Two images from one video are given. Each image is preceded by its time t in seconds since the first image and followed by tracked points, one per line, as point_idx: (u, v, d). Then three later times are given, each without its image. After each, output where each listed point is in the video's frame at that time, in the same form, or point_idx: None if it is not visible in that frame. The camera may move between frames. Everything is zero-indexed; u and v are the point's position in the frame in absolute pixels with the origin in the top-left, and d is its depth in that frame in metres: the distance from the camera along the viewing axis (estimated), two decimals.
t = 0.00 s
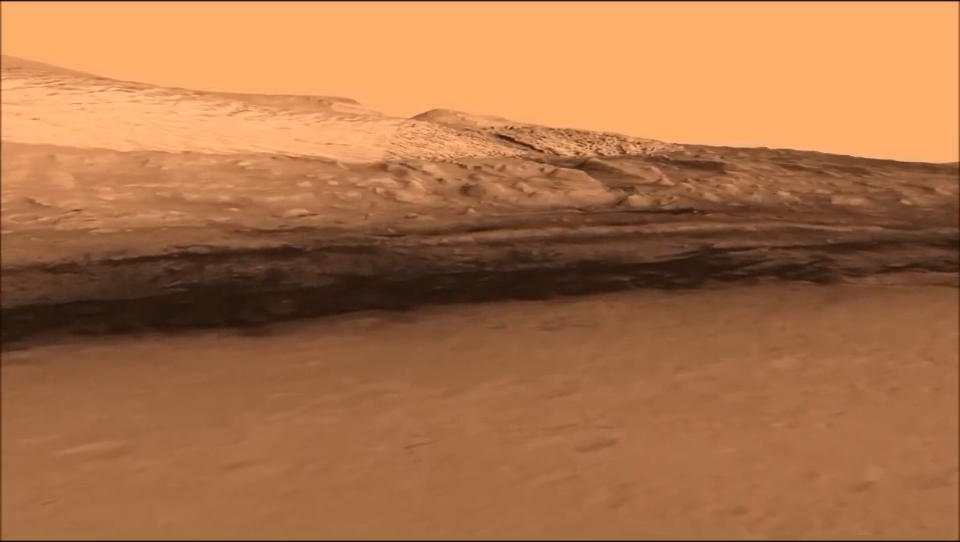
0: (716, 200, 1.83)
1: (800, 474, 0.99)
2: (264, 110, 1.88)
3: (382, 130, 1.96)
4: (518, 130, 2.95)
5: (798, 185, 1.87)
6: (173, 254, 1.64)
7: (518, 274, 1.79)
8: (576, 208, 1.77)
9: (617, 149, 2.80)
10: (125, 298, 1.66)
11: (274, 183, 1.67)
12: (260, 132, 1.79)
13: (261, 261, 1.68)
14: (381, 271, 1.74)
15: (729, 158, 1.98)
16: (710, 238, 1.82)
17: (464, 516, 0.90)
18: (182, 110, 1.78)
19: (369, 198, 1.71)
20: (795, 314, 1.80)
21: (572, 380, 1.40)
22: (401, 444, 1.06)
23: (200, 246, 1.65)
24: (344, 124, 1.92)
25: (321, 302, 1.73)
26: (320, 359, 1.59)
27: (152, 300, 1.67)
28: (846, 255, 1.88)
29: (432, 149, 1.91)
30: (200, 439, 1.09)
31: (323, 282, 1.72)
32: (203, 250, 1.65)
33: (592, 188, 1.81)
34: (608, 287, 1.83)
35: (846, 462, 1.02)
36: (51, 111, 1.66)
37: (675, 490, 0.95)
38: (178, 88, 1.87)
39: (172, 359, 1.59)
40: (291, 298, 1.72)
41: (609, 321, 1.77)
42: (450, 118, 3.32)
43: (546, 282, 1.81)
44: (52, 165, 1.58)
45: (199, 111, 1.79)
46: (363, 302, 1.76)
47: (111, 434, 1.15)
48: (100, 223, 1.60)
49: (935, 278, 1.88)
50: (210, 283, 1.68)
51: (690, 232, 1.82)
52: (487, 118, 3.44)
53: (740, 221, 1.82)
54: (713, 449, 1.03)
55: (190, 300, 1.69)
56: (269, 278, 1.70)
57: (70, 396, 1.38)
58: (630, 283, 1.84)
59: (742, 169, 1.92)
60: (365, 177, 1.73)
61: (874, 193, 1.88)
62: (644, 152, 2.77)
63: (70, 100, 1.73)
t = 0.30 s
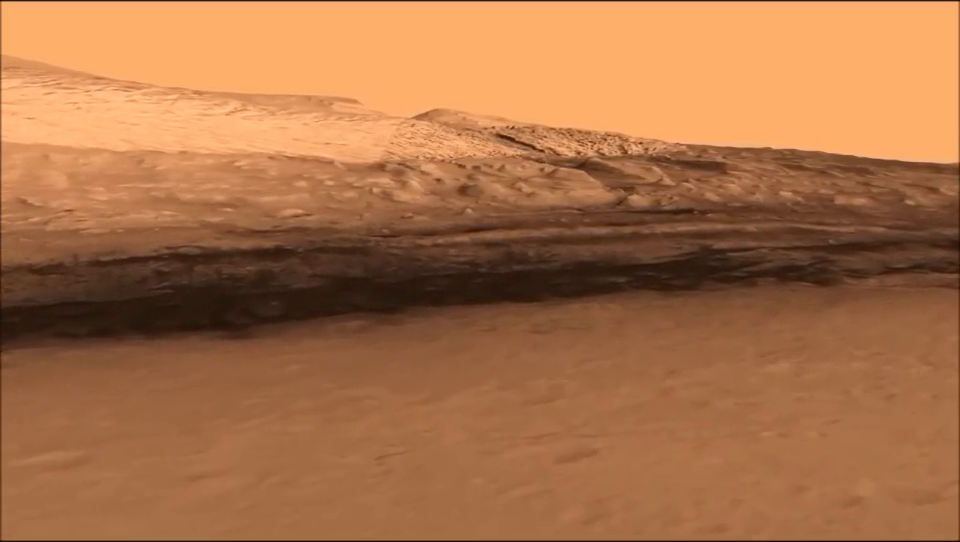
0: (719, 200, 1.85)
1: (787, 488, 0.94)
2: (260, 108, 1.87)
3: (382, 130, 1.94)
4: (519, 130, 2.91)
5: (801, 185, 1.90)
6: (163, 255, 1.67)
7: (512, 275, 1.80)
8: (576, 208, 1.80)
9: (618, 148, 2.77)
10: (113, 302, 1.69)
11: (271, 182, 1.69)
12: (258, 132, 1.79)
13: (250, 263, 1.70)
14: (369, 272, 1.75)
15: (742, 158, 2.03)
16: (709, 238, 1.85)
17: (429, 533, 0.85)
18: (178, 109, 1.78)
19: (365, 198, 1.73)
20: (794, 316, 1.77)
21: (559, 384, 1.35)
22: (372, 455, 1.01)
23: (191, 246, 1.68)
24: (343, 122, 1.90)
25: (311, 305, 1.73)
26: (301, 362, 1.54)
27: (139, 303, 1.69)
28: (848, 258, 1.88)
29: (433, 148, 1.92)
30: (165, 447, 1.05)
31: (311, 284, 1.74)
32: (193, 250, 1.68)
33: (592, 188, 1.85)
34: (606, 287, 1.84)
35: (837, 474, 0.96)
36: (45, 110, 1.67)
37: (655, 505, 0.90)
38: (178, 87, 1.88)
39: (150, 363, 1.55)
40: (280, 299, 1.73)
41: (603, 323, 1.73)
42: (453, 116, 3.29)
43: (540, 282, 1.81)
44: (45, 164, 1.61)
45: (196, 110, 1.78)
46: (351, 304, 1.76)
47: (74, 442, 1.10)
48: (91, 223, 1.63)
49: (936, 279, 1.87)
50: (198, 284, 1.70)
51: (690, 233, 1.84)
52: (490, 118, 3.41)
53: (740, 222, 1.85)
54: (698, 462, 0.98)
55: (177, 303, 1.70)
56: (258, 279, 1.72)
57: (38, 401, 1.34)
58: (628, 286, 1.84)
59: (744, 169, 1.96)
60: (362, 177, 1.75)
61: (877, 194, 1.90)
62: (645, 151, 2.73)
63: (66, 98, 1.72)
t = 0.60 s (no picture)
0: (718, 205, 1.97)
1: (770, 504, 0.88)
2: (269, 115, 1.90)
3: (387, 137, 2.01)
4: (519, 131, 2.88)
5: (803, 186, 2.30)
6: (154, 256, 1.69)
7: (504, 278, 1.93)
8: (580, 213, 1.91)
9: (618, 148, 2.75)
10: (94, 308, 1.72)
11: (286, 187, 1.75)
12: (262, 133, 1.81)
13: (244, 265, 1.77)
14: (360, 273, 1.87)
15: (728, 154, 2.52)
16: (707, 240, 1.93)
17: None
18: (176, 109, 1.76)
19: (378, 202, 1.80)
20: (789, 322, 1.73)
21: (543, 390, 1.31)
22: (340, 467, 0.97)
23: (178, 248, 1.88)
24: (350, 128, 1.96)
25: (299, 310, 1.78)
26: (280, 367, 1.50)
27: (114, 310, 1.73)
28: (848, 258, 1.97)
29: (439, 155, 2.49)
30: (124, 459, 1.00)
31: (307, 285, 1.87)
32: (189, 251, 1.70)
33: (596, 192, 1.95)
34: (602, 287, 1.90)
35: (826, 488, 0.91)
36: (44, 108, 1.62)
37: (633, 517, 0.85)
38: (180, 104, 2.23)
39: (125, 368, 1.50)
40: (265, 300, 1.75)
41: (594, 326, 1.73)
42: (454, 118, 3.26)
43: (536, 287, 1.90)
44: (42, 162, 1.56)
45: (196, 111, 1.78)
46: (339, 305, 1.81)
47: (33, 450, 1.06)
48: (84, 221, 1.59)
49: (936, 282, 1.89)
50: (187, 285, 1.83)
51: (688, 234, 2.08)
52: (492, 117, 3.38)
53: (740, 222, 2.14)
54: (681, 474, 0.93)
55: (159, 306, 1.75)
56: (250, 281, 1.86)
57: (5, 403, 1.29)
58: (624, 286, 1.90)
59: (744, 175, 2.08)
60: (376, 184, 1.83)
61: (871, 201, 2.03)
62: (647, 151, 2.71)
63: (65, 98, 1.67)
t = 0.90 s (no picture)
0: (718, 200, 1.87)
1: (752, 519, 0.84)
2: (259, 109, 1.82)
3: (379, 130, 1.93)
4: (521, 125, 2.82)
5: (807, 185, 1.94)
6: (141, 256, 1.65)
7: (498, 278, 1.78)
8: (572, 210, 1.82)
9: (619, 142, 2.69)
10: (77, 306, 1.63)
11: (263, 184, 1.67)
12: (252, 131, 1.75)
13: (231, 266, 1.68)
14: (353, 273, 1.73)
15: (730, 154, 2.06)
16: (706, 239, 1.83)
17: None
18: (172, 110, 1.72)
19: (358, 198, 1.72)
20: (785, 325, 1.68)
21: (525, 397, 1.26)
22: (304, 477, 0.92)
23: (171, 248, 1.65)
24: (340, 122, 1.88)
25: (287, 310, 1.69)
26: (257, 372, 1.46)
27: (100, 310, 1.64)
28: (850, 259, 1.85)
29: (432, 149, 1.94)
30: (79, 470, 0.97)
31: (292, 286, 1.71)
32: (173, 251, 1.66)
33: (589, 187, 1.86)
34: (598, 290, 1.80)
35: (811, 504, 0.87)
36: (37, 110, 1.60)
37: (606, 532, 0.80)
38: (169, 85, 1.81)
39: (97, 372, 1.46)
40: (253, 302, 1.69)
41: (585, 331, 1.67)
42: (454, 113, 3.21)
43: (530, 288, 1.78)
44: (32, 164, 1.55)
45: (192, 110, 1.73)
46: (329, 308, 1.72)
47: None
48: (72, 223, 1.58)
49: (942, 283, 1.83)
50: (174, 287, 1.67)
51: (688, 235, 1.82)
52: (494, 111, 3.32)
53: (740, 222, 1.84)
54: (660, 487, 0.89)
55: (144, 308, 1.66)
56: (236, 282, 1.68)
57: None
58: (618, 290, 1.80)
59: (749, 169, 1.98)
60: (356, 178, 1.75)
61: (884, 195, 1.92)
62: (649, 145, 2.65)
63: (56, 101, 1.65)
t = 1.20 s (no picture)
0: (719, 201, 1.75)
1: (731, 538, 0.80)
2: (258, 108, 1.68)
3: (378, 128, 1.78)
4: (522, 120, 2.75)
5: (808, 186, 1.81)
6: (128, 257, 1.55)
7: (492, 279, 1.69)
8: (571, 209, 1.69)
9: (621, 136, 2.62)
10: (60, 307, 1.56)
11: (257, 183, 1.55)
12: (250, 131, 1.62)
13: (220, 267, 1.58)
14: (343, 275, 1.64)
15: (731, 154, 1.91)
16: (705, 239, 1.73)
17: None
18: (171, 109, 1.60)
19: (354, 199, 1.60)
20: (781, 328, 1.63)
21: (505, 403, 1.22)
22: (263, 490, 0.89)
23: (160, 248, 1.55)
24: (340, 122, 1.73)
25: (272, 312, 1.63)
26: (232, 377, 1.42)
27: (85, 311, 1.57)
28: (851, 259, 1.77)
29: (430, 147, 1.76)
30: (31, 484, 0.93)
31: (281, 287, 1.62)
32: (161, 251, 1.55)
33: (590, 186, 1.73)
34: (593, 292, 1.73)
35: (794, 521, 0.83)
36: (31, 108, 1.50)
37: None
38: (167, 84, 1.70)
39: (69, 376, 1.42)
40: (238, 304, 1.62)
41: (575, 334, 1.63)
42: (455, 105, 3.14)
43: (524, 288, 1.70)
44: (24, 164, 1.44)
45: (188, 110, 1.61)
46: (315, 310, 1.65)
47: None
48: (63, 222, 1.48)
49: (944, 284, 1.77)
50: (159, 288, 1.58)
51: (688, 234, 1.72)
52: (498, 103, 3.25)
53: (741, 222, 1.73)
54: (636, 500, 0.85)
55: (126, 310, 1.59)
56: (223, 283, 1.60)
57: None
58: (612, 291, 1.73)
59: (751, 169, 1.84)
60: (352, 177, 1.62)
61: (888, 195, 1.81)
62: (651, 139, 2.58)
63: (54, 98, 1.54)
